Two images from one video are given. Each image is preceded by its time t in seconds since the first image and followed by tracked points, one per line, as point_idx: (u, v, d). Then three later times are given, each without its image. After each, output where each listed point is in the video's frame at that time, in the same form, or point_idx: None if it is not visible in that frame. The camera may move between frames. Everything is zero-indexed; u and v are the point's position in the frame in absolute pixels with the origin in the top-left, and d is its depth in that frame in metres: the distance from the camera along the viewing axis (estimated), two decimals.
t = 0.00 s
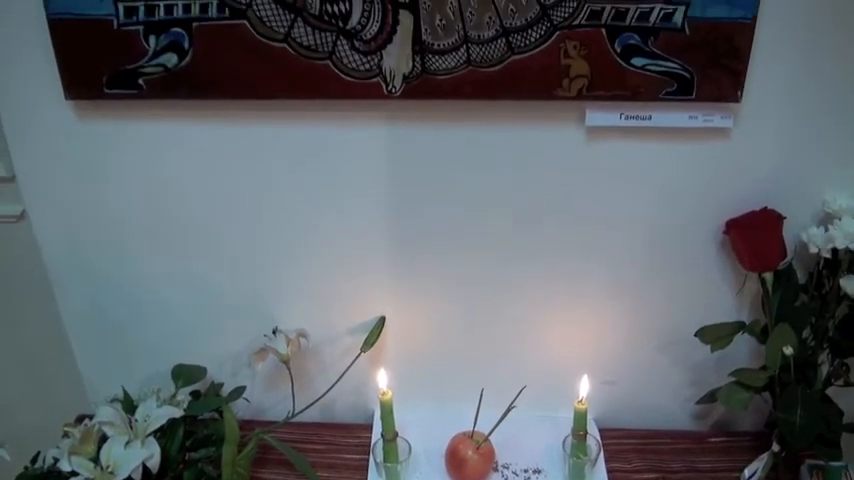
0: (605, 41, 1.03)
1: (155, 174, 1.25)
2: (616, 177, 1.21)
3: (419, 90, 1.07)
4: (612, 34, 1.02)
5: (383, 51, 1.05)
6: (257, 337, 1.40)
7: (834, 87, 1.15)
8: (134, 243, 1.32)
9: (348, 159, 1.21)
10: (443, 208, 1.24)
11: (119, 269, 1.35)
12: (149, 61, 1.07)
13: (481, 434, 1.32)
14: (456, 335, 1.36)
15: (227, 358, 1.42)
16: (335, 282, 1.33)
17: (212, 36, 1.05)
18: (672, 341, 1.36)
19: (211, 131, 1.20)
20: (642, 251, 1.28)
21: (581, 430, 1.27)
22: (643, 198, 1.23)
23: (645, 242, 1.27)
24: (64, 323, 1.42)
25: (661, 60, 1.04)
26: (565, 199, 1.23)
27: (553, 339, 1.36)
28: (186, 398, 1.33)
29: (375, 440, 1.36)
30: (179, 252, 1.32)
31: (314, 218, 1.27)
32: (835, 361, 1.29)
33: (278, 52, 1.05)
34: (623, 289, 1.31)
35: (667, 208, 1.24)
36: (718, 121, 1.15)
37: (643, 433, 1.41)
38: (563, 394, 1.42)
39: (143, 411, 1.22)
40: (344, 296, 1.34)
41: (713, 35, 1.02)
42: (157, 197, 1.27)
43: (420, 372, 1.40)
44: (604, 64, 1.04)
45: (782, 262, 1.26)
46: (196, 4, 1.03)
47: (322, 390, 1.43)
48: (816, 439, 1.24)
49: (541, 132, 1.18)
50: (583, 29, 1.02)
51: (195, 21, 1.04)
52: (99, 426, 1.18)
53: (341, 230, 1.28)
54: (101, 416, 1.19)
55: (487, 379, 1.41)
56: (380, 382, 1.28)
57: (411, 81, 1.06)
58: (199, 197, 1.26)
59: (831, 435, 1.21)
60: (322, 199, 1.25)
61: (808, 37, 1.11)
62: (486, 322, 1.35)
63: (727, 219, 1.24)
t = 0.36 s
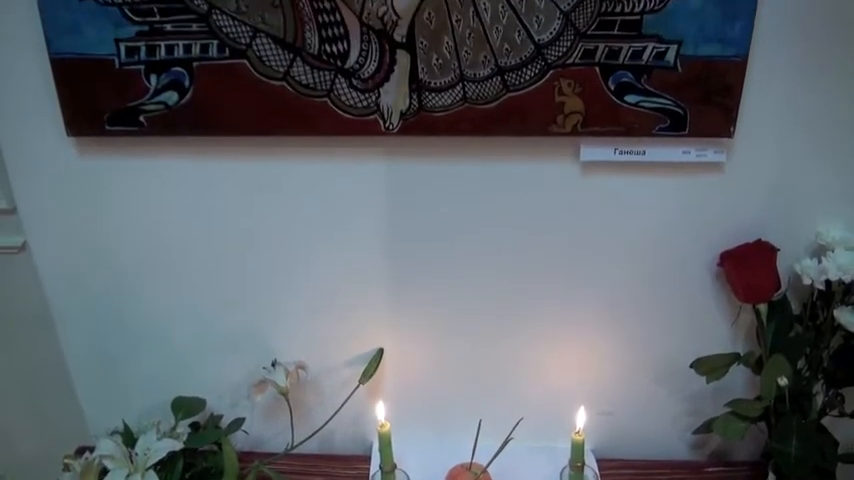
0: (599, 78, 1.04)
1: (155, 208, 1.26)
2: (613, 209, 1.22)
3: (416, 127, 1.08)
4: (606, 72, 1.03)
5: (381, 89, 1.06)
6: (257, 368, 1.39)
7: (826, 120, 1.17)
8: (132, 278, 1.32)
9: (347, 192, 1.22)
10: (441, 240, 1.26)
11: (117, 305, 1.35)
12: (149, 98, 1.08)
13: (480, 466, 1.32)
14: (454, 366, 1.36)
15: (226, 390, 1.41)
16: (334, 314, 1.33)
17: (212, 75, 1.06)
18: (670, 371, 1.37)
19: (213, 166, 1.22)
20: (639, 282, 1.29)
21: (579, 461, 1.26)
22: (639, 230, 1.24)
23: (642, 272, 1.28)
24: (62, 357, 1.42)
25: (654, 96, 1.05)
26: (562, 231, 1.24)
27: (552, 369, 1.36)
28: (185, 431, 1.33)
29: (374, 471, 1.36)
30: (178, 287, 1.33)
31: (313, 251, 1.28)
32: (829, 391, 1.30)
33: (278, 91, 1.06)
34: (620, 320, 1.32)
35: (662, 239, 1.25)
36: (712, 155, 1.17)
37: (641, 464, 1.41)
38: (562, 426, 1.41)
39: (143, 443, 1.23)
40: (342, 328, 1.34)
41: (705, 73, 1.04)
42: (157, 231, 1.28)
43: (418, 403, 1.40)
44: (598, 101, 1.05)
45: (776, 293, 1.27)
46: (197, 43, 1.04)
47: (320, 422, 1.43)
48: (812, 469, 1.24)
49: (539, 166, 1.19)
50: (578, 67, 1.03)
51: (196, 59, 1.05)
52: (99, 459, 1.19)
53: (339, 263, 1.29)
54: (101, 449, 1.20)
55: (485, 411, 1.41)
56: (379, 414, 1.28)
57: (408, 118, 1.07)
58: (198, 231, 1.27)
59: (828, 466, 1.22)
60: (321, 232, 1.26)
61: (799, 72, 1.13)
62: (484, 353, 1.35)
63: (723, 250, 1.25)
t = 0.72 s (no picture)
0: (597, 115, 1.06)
1: (155, 242, 1.26)
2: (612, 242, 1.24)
3: (416, 162, 1.09)
4: (603, 110, 1.05)
5: (381, 126, 1.07)
6: (257, 400, 1.39)
7: (822, 157, 1.17)
8: (132, 312, 1.33)
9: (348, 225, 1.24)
10: (442, 272, 1.27)
11: (116, 338, 1.35)
12: (154, 134, 1.09)
13: None
14: (454, 398, 1.37)
15: (226, 422, 1.41)
16: (334, 346, 1.34)
17: (215, 111, 1.07)
18: (668, 404, 1.37)
19: (215, 201, 1.23)
20: (637, 315, 1.30)
21: None
22: (637, 265, 1.25)
23: (641, 305, 1.29)
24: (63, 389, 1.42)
25: (652, 133, 1.06)
26: (561, 264, 1.26)
27: (551, 401, 1.37)
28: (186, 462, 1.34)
29: None
30: (178, 320, 1.33)
31: (313, 284, 1.29)
32: (826, 424, 1.30)
33: (280, 128, 1.08)
34: (619, 353, 1.33)
35: (660, 273, 1.26)
36: (708, 191, 1.18)
37: None
38: (560, 457, 1.42)
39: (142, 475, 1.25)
40: (342, 359, 1.35)
41: (701, 111, 1.05)
42: (158, 264, 1.29)
43: (417, 435, 1.41)
44: (596, 138, 1.07)
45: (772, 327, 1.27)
46: (200, 81, 1.05)
47: (320, 454, 1.43)
48: None
49: (539, 200, 1.21)
50: (575, 105, 1.05)
51: (199, 96, 1.06)
52: None
53: (340, 295, 1.29)
54: None
55: (484, 442, 1.41)
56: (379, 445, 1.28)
57: (408, 153, 1.09)
58: (199, 265, 1.28)
59: None
60: (322, 264, 1.27)
61: (794, 109, 1.14)
62: (483, 385, 1.36)
63: (720, 282, 1.26)
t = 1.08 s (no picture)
0: (594, 152, 1.07)
1: (156, 274, 1.27)
2: (609, 275, 1.25)
3: (416, 198, 1.10)
4: (600, 147, 1.07)
5: (382, 163, 1.08)
6: (256, 432, 1.39)
7: (815, 192, 1.18)
8: (133, 344, 1.33)
9: (349, 258, 1.25)
10: (441, 304, 1.28)
11: (117, 371, 1.35)
12: (158, 170, 1.11)
13: None
14: (453, 430, 1.38)
15: (226, 454, 1.42)
16: (334, 378, 1.35)
17: (217, 148, 1.09)
18: (667, 436, 1.38)
19: (217, 236, 1.24)
20: (635, 347, 1.31)
21: None
22: (635, 297, 1.27)
23: (639, 338, 1.30)
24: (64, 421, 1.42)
25: (647, 169, 1.08)
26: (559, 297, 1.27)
27: (550, 433, 1.38)
28: None
29: None
30: (179, 352, 1.33)
31: (313, 316, 1.30)
32: (822, 455, 1.31)
33: (281, 164, 1.09)
34: (618, 385, 1.34)
35: (657, 306, 1.27)
36: (704, 225, 1.20)
37: None
38: None
39: None
40: (342, 392, 1.35)
41: (696, 148, 1.07)
42: (160, 297, 1.29)
43: (417, 467, 1.41)
44: (593, 174, 1.08)
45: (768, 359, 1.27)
46: (204, 118, 1.07)
47: None
48: None
49: (538, 234, 1.22)
50: (572, 142, 1.06)
51: (203, 133, 1.08)
52: None
53: (340, 328, 1.31)
54: None
55: (483, 474, 1.42)
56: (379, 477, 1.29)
57: (408, 189, 1.10)
58: (200, 299, 1.29)
59: None
60: (323, 297, 1.28)
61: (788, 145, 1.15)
62: (482, 417, 1.37)
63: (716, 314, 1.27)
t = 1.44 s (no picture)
0: (591, 189, 1.09)
1: (157, 308, 1.28)
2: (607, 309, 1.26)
3: (416, 234, 1.12)
4: (597, 184, 1.08)
5: (382, 199, 1.10)
6: (257, 465, 1.39)
7: (810, 227, 1.19)
8: (135, 377, 1.33)
9: (351, 291, 1.26)
10: (442, 337, 1.28)
11: (118, 403, 1.35)
12: (161, 206, 1.12)
13: None
14: (454, 462, 1.38)
15: None
16: (333, 410, 1.34)
17: (220, 185, 1.10)
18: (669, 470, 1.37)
19: (219, 270, 1.25)
20: (636, 380, 1.31)
21: None
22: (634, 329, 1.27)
23: (639, 373, 1.30)
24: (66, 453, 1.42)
25: (644, 205, 1.09)
26: (560, 330, 1.27)
27: (552, 468, 1.37)
28: None
29: None
30: (180, 384, 1.34)
31: (314, 350, 1.30)
32: None
33: (282, 200, 1.10)
34: (620, 419, 1.34)
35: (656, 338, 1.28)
36: (701, 259, 1.20)
37: None
38: None
39: None
40: (342, 425, 1.35)
41: (692, 184, 1.08)
42: (162, 329, 1.29)
43: None
44: (591, 211, 1.10)
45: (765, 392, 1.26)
46: (207, 155, 1.08)
47: None
48: None
49: (538, 267, 1.23)
50: (570, 179, 1.08)
51: (206, 170, 1.09)
52: None
53: (341, 361, 1.31)
54: None
55: None
56: None
57: (408, 225, 1.11)
58: (201, 333, 1.29)
59: None
60: (324, 330, 1.28)
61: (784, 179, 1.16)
62: (483, 450, 1.37)
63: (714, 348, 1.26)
